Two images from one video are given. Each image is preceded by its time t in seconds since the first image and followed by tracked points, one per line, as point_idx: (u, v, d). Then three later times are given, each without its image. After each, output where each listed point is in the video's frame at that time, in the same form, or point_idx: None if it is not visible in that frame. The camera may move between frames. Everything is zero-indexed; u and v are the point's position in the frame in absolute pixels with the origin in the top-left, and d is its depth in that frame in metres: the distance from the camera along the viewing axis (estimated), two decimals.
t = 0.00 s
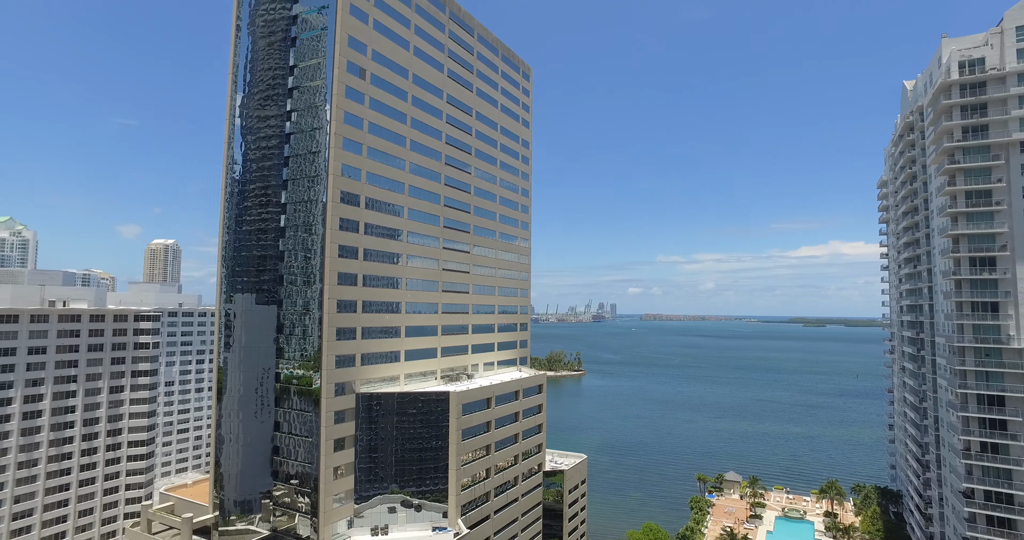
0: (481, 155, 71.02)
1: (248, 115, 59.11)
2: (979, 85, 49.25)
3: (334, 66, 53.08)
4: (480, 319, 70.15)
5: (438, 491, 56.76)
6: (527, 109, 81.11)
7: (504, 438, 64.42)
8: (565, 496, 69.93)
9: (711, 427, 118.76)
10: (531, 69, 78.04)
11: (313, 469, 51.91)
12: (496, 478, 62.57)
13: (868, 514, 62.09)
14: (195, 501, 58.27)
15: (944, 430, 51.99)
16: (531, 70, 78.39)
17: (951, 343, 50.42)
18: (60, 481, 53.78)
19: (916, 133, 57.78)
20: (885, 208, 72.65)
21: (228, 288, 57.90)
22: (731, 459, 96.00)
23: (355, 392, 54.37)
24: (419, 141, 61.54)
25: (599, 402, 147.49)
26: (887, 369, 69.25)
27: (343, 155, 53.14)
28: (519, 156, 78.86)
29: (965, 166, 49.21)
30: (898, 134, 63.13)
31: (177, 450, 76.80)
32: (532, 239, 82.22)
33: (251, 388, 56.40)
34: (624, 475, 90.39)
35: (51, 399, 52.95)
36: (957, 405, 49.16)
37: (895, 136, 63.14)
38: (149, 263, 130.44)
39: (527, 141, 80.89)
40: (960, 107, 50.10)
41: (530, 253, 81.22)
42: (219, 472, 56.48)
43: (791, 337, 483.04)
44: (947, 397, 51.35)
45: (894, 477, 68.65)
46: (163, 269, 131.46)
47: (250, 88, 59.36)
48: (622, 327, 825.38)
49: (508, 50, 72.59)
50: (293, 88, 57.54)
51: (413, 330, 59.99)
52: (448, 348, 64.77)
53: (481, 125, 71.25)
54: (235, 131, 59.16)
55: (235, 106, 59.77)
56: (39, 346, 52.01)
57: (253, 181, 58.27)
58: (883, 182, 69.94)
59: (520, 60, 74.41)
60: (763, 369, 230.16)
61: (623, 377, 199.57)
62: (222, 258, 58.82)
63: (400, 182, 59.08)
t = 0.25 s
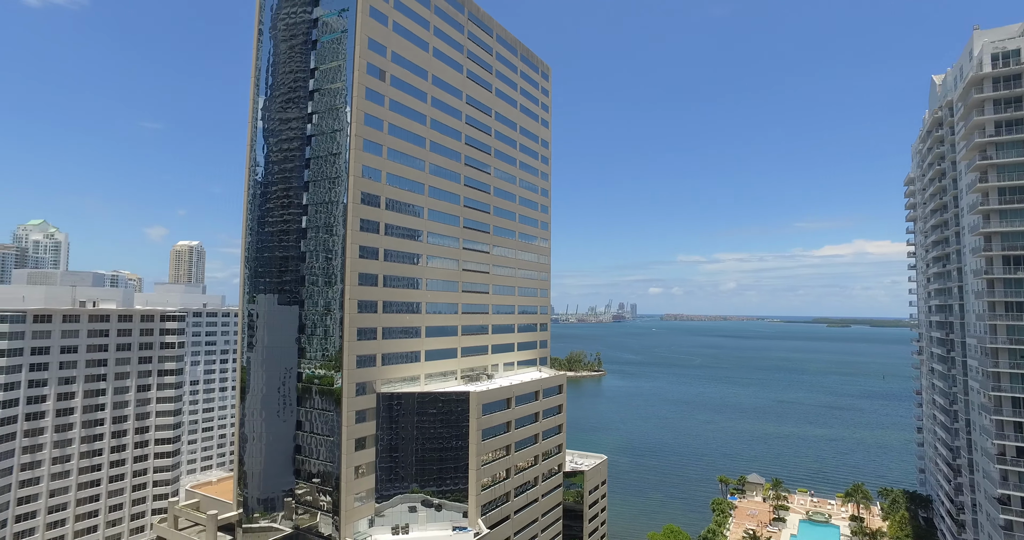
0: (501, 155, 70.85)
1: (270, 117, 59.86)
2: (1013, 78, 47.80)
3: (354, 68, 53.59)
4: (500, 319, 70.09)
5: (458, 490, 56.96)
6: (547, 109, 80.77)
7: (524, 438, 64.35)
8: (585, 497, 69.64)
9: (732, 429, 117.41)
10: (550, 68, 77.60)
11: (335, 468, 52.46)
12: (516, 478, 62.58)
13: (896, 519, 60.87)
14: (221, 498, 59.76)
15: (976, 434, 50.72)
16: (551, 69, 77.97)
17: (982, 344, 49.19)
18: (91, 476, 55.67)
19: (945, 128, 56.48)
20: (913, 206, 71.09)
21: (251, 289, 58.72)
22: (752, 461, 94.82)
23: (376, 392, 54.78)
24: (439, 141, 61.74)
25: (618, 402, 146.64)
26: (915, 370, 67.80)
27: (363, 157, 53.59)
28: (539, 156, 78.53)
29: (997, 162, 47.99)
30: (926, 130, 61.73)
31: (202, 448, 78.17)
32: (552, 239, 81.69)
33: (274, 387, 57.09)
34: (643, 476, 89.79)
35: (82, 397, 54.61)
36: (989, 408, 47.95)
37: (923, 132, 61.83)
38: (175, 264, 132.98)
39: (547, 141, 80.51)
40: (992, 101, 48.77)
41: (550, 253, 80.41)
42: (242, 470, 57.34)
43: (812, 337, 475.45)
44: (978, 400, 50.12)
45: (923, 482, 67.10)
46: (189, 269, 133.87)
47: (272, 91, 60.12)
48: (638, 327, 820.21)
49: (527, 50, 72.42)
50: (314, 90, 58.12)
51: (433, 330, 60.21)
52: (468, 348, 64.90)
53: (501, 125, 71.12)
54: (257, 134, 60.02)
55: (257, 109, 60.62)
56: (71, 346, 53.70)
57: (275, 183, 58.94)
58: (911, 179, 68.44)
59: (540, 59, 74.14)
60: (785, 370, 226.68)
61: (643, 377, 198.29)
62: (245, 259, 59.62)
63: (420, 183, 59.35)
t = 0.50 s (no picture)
0: (520, 155, 70.64)
1: (291, 120, 60.52)
2: None
3: (374, 71, 54.06)
4: (520, 320, 69.90)
5: (478, 490, 57.07)
6: (566, 109, 80.29)
7: (543, 439, 64.27)
8: (605, 498, 69.25)
9: (754, 430, 115.89)
10: (569, 68, 77.18)
11: (355, 467, 52.92)
12: (535, 479, 62.53)
13: (926, 523, 59.52)
14: (244, 495, 60.43)
15: (1010, 437, 49.37)
16: (570, 69, 77.54)
17: (1016, 345, 47.93)
18: (120, 472, 56.95)
19: (976, 123, 55.19)
20: (941, 203, 69.53)
21: (273, 290, 59.43)
22: (774, 463, 93.51)
23: (396, 391, 55.13)
24: (458, 142, 61.89)
25: (636, 403, 145.68)
26: (945, 372, 66.31)
27: (383, 158, 53.99)
28: (558, 156, 78.11)
29: None
30: (956, 126, 60.37)
31: (225, 447, 79.31)
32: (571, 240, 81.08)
33: (295, 387, 57.68)
34: (662, 477, 89.17)
35: (111, 395, 55.89)
36: None
37: (952, 128, 60.54)
38: (199, 265, 135.38)
39: (566, 141, 80.01)
40: None
41: (569, 253, 79.71)
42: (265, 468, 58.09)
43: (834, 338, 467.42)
44: (1012, 402, 48.82)
45: (954, 487, 65.49)
46: (212, 270, 136.12)
47: (293, 94, 60.79)
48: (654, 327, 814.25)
49: (546, 50, 72.16)
50: (334, 92, 58.63)
51: (452, 330, 60.38)
52: (488, 348, 64.99)
53: (520, 126, 70.91)
54: (279, 136, 60.78)
55: (279, 112, 61.34)
56: (100, 345, 55.01)
57: (296, 185, 59.53)
58: (940, 176, 66.91)
59: (559, 59, 73.79)
60: (808, 371, 222.97)
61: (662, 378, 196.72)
62: (267, 260, 60.33)
63: (439, 184, 59.55)
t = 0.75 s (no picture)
0: (540, 156, 70.42)
1: (311, 122, 61.16)
2: None
3: (393, 73, 54.48)
4: (539, 320, 69.63)
5: (498, 491, 57.08)
6: (585, 109, 79.80)
7: (563, 439, 64.04)
8: (626, 499, 68.81)
9: (776, 433, 114.18)
10: (588, 67, 76.73)
11: (376, 467, 53.30)
12: (555, 480, 62.44)
13: (957, 529, 58.03)
14: (267, 493, 61.01)
15: None
16: (589, 69, 77.05)
17: None
18: (147, 469, 58.14)
19: (1009, 118, 53.70)
20: (973, 201, 67.78)
21: (294, 291, 60.08)
22: (797, 466, 92.01)
23: (416, 392, 55.41)
24: (477, 143, 62.00)
25: (655, 404, 144.49)
26: (976, 375, 64.61)
27: (402, 159, 54.33)
28: (577, 156, 77.66)
29: None
30: (988, 121, 58.85)
31: (248, 446, 80.41)
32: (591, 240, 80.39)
33: (316, 387, 58.23)
34: (682, 479, 88.36)
35: (138, 394, 57.17)
36: None
37: (984, 124, 59.05)
38: (222, 266, 137.41)
39: (585, 141, 79.51)
40: None
41: (589, 253, 79.02)
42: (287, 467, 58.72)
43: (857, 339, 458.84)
44: None
45: (988, 493, 63.74)
46: (234, 272, 138.19)
47: (313, 97, 61.44)
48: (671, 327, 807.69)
49: (565, 50, 71.85)
50: (354, 94, 59.12)
51: (472, 331, 60.47)
52: (508, 349, 64.96)
53: (539, 126, 70.67)
54: (300, 139, 61.48)
55: (300, 114, 62.06)
56: (128, 345, 56.37)
57: (317, 187, 60.11)
58: (972, 173, 65.20)
59: (578, 59, 73.38)
60: (832, 373, 218.85)
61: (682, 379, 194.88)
62: (289, 262, 61.00)
63: (458, 184, 59.72)
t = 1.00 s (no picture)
0: (560, 156, 70.17)
1: (333, 125, 61.76)
2: None
3: (413, 74, 54.86)
4: (560, 321, 69.39)
5: (518, 491, 56.96)
6: (605, 108, 79.23)
7: (584, 440, 63.78)
8: (647, 501, 68.27)
9: (799, 435, 112.36)
10: (608, 67, 76.22)
11: (397, 466, 53.63)
12: (576, 481, 62.23)
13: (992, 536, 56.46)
14: (290, 491, 61.53)
15: None
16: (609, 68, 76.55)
17: None
18: (173, 467, 59.17)
19: None
20: (1006, 198, 65.87)
21: (317, 291, 60.72)
22: (821, 470, 90.45)
23: (437, 392, 55.66)
24: (497, 144, 62.06)
25: (675, 405, 143.20)
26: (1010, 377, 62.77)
27: (423, 161, 54.64)
28: (597, 156, 77.13)
29: None
30: None
31: (272, 445, 81.41)
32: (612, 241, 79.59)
33: (338, 387, 58.75)
34: (703, 480, 87.49)
35: (165, 393, 58.20)
36: None
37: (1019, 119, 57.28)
38: (246, 267, 139.41)
39: (606, 141, 78.94)
40: None
41: (610, 253, 78.48)
42: (310, 466, 59.35)
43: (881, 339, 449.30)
44: None
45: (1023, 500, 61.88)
46: (257, 273, 139.93)
47: (335, 100, 62.06)
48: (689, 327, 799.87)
49: (584, 49, 71.50)
50: (374, 97, 59.60)
51: (493, 332, 60.55)
52: (528, 349, 64.88)
53: (559, 126, 70.46)
54: (321, 141, 62.15)
55: (321, 117, 62.74)
56: (155, 345, 57.41)
57: (338, 189, 60.68)
58: (1006, 169, 63.31)
59: (597, 58, 72.91)
60: (858, 374, 214.35)
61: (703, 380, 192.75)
62: (311, 263, 61.68)
63: (478, 185, 59.86)
